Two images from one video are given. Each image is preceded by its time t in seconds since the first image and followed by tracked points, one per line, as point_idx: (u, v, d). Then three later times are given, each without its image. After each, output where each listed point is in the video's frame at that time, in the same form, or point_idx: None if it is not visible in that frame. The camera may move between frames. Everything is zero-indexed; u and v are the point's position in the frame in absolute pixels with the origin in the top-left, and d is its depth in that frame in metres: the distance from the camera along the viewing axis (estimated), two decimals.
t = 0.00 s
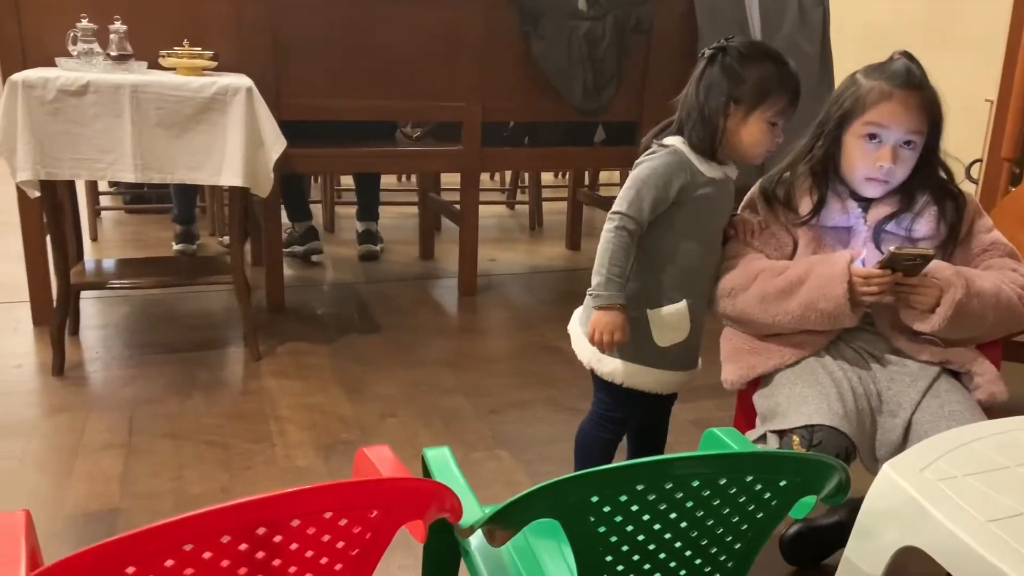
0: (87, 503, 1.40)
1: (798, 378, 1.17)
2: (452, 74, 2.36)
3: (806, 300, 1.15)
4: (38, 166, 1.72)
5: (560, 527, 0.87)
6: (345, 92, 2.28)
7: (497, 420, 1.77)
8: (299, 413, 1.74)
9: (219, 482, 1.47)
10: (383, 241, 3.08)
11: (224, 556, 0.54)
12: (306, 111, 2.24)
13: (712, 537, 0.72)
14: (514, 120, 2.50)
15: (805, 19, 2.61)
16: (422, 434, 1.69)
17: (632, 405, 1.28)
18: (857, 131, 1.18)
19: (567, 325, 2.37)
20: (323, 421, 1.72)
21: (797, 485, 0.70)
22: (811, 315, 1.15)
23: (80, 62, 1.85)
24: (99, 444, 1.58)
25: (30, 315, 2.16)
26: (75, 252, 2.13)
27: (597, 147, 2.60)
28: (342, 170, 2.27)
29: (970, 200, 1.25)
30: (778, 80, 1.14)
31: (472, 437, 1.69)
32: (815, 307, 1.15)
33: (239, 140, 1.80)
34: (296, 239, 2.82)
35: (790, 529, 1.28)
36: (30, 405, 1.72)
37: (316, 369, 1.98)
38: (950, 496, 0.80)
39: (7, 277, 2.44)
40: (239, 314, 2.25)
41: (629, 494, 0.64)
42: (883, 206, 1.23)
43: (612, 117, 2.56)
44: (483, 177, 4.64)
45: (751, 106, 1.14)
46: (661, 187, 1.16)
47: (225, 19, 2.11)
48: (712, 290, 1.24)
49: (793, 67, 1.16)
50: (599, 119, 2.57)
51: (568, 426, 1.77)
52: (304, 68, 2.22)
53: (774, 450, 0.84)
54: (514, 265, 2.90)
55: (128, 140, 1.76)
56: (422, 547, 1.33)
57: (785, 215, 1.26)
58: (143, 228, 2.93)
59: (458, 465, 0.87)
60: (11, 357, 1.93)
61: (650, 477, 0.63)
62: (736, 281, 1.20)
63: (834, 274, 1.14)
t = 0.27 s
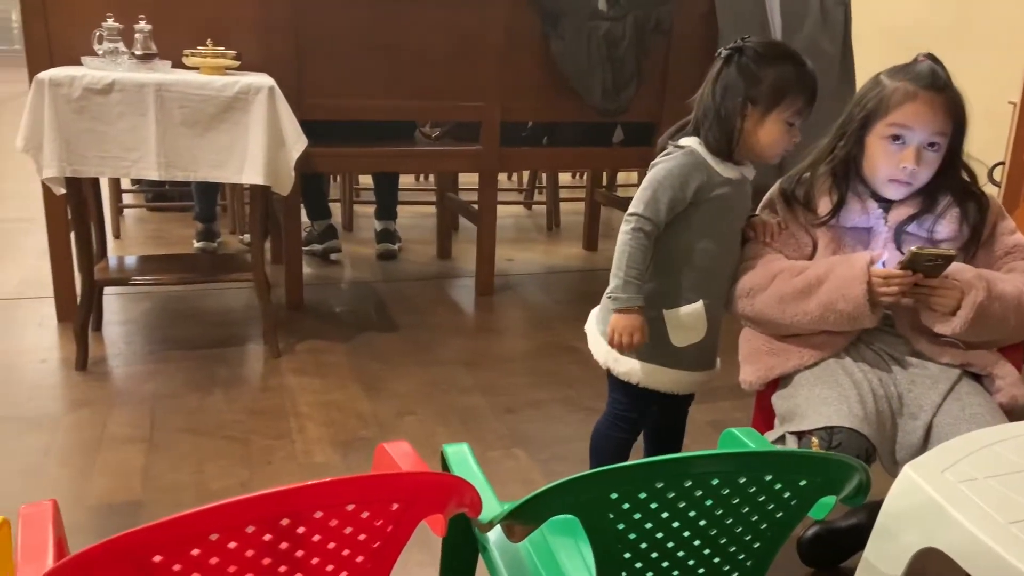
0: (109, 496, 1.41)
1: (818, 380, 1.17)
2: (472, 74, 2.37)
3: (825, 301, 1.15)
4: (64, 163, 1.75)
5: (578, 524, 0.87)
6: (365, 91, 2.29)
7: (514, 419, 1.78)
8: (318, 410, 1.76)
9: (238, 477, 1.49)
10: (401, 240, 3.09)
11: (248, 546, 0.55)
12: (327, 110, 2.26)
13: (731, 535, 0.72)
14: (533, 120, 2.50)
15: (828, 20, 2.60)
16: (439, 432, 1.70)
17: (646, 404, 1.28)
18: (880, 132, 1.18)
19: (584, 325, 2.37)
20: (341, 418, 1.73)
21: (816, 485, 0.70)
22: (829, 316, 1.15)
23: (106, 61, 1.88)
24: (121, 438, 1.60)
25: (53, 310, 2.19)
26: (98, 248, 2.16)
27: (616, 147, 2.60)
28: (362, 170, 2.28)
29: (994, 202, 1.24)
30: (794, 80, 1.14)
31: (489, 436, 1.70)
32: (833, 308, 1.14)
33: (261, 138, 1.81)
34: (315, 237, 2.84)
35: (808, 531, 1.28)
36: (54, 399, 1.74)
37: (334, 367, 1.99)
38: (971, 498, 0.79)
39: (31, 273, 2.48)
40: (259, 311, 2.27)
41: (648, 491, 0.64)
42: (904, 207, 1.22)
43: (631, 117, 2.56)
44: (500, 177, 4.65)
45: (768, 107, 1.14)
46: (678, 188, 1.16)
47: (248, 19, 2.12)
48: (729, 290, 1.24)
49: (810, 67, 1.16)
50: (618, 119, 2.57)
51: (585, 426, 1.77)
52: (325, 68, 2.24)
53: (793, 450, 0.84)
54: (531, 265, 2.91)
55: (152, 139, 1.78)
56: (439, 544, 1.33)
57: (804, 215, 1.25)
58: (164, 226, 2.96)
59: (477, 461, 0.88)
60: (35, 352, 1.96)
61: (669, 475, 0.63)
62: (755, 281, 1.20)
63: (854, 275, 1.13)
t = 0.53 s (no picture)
0: (127, 491, 1.43)
1: (835, 381, 1.16)
2: (489, 73, 2.37)
3: (841, 298, 1.14)
4: (86, 160, 1.76)
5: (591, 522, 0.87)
6: (383, 91, 2.30)
7: (529, 419, 1.78)
8: (334, 408, 1.76)
9: (255, 473, 1.50)
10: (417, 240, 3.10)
11: (265, 539, 0.56)
12: (345, 109, 2.27)
13: (746, 535, 0.72)
14: (549, 120, 2.50)
15: (847, 21, 2.59)
16: (454, 431, 1.70)
17: (659, 403, 1.28)
18: (898, 135, 1.17)
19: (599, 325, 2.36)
20: (356, 416, 1.74)
21: (833, 485, 0.69)
22: (845, 313, 1.14)
23: (127, 60, 1.89)
24: (139, 433, 1.62)
25: (74, 306, 2.21)
26: (118, 245, 2.18)
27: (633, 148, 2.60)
28: (379, 169, 2.29)
29: (1014, 205, 1.23)
30: (809, 78, 1.14)
31: (504, 435, 1.70)
32: (849, 305, 1.13)
33: (280, 136, 1.82)
34: (331, 236, 2.85)
35: (824, 533, 1.27)
36: (73, 394, 1.76)
37: (350, 365, 2.00)
38: (990, 501, 0.79)
39: (52, 270, 2.50)
40: (276, 309, 2.28)
41: (663, 490, 0.64)
42: (921, 208, 1.21)
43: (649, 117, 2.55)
44: (516, 178, 4.65)
45: (783, 104, 1.14)
46: (696, 187, 1.16)
47: (268, 18, 2.14)
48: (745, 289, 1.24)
49: (824, 64, 1.15)
50: (635, 120, 2.57)
51: (600, 426, 1.77)
52: (344, 67, 2.25)
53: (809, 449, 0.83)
54: (546, 266, 2.91)
55: (172, 137, 1.80)
56: (453, 541, 1.34)
57: (820, 215, 1.25)
58: (183, 224, 2.99)
59: (492, 458, 0.88)
60: (56, 347, 1.98)
61: (684, 474, 0.63)
62: (770, 278, 1.19)
63: (870, 273, 1.13)
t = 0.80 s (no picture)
0: (140, 489, 1.43)
1: (846, 383, 1.16)
2: (501, 75, 2.38)
3: (852, 298, 1.13)
4: (100, 160, 1.78)
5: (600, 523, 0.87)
6: (396, 91, 2.31)
7: (540, 420, 1.78)
8: (345, 408, 1.77)
9: (266, 472, 1.50)
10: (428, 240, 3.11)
11: (277, 537, 0.56)
12: (357, 110, 2.28)
13: (757, 538, 0.71)
14: (561, 121, 2.50)
15: (861, 23, 2.58)
16: (465, 431, 1.70)
17: (670, 405, 1.28)
18: (909, 139, 1.16)
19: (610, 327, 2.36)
20: (368, 416, 1.74)
21: (845, 488, 0.69)
22: (857, 313, 1.13)
23: (142, 61, 1.91)
24: (152, 432, 1.63)
25: (88, 305, 2.23)
26: (132, 245, 2.20)
27: (645, 149, 2.59)
28: (391, 169, 2.30)
29: None
30: (820, 78, 1.13)
31: (514, 436, 1.70)
32: (860, 304, 1.13)
33: (292, 136, 1.83)
34: (344, 237, 2.86)
35: (836, 537, 1.27)
36: (87, 393, 1.77)
37: (362, 365, 2.00)
38: (1004, 506, 0.78)
39: (67, 269, 2.52)
40: (288, 309, 2.29)
41: (674, 492, 0.64)
42: (934, 210, 1.21)
43: (661, 118, 2.55)
44: (528, 179, 4.66)
45: (795, 105, 1.13)
46: (710, 190, 1.15)
47: (281, 19, 2.15)
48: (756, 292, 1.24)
49: (836, 64, 1.15)
50: (648, 121, 2.56)
51: (610, 427, 1.76)
52: (356, 68, 2.26)
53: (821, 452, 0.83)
54: (558, 267, 2.91)
55: (185, 137, 1.81)
56: (464, 542, 1.34)
57: (833, 217, 1.25)
58: (196, 224, 3.00)
59: (502, 458, 0.88)
60: (70, 346, 1.99)
61: (694, 476, 0.63)
62: (781, 280, 1.19)
63: (881, 272, 1.12)
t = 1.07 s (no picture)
0: (148, 489, 1.44)
1: (855, 385, 1.15)
2: (509, 76, 2.38)
3: (864, 281, 1.12)
4: (110, 161, 1.78)
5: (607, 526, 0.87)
6: (404, 93, 2.31)
7: (547, 421, 1.78)
8: (352, 408, 1.77)
9: (273, 472, 1.51)
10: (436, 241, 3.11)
11: (283, 538, 0.56)
12: (365, 111, 2.28)
13: (764, 541, 0.71)
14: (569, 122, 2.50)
15: (870, 23, 2.56)
16: (472, 432, 1.70)
17: (679, 407, 1.28)
18: (927, 144, 1.15)
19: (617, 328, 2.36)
20: (375, 417, 1.75)
21: (853, 491, 0.69)
22: (870, 297, 1.12)
23: (151, 62, 1.92)
24: (160, 432, 1.63)
25: (97, 305, 2.24)
26: (141, 246, 2.20)
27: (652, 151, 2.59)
28: (399, 170, 2.30)
29: None
30: (835, 80, 1.13)
31: (521, 437, 1.70)
32: (872, 288, 1.11)
33: (301, 138, 1.84)
34: (351, 237, 2.86)
35: (844, 540, 1.26)
36: (95, 392, 1.78)
37: (368, 365, 2.00)
38: (1012, 509, 0.78)
39: (76, 269, 2.54)
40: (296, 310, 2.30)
41: (681, 494, 0.64)
42: (947, 212, 1.20)
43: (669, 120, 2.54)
44: (536, 180, 4.66)
45: (810, 106, 1.13)
46: (730, 193, 1.15)
47: (289, 21, 2.15)
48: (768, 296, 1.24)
49: (850, 66, 1.15)
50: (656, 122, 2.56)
51: (617, 429, 1.76)
52: (364, 69, 2.26)
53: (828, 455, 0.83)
54: (565, 268, 2.91)
55: (194, 138, 1.81)
56: (470, 543, 1.34)
57: (845, 217, 1.24)
58: (204, 225, 3.01)
59: (508, 460, 0.88)
60: (79, 346, 2.00)
61: (702, 478, 0.63)
62: (796, 275, 1.19)
63: (892, 254, 1.11)
